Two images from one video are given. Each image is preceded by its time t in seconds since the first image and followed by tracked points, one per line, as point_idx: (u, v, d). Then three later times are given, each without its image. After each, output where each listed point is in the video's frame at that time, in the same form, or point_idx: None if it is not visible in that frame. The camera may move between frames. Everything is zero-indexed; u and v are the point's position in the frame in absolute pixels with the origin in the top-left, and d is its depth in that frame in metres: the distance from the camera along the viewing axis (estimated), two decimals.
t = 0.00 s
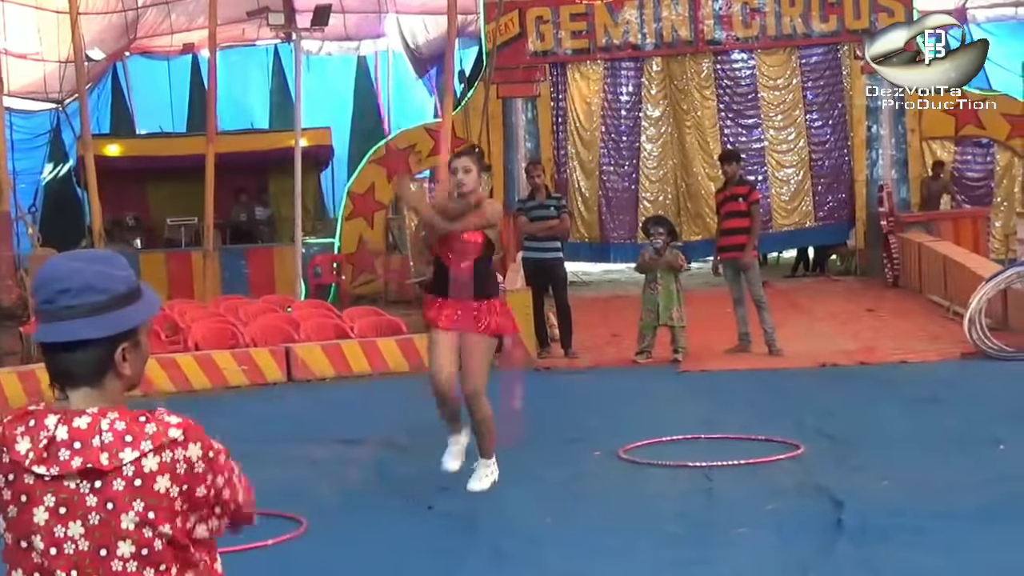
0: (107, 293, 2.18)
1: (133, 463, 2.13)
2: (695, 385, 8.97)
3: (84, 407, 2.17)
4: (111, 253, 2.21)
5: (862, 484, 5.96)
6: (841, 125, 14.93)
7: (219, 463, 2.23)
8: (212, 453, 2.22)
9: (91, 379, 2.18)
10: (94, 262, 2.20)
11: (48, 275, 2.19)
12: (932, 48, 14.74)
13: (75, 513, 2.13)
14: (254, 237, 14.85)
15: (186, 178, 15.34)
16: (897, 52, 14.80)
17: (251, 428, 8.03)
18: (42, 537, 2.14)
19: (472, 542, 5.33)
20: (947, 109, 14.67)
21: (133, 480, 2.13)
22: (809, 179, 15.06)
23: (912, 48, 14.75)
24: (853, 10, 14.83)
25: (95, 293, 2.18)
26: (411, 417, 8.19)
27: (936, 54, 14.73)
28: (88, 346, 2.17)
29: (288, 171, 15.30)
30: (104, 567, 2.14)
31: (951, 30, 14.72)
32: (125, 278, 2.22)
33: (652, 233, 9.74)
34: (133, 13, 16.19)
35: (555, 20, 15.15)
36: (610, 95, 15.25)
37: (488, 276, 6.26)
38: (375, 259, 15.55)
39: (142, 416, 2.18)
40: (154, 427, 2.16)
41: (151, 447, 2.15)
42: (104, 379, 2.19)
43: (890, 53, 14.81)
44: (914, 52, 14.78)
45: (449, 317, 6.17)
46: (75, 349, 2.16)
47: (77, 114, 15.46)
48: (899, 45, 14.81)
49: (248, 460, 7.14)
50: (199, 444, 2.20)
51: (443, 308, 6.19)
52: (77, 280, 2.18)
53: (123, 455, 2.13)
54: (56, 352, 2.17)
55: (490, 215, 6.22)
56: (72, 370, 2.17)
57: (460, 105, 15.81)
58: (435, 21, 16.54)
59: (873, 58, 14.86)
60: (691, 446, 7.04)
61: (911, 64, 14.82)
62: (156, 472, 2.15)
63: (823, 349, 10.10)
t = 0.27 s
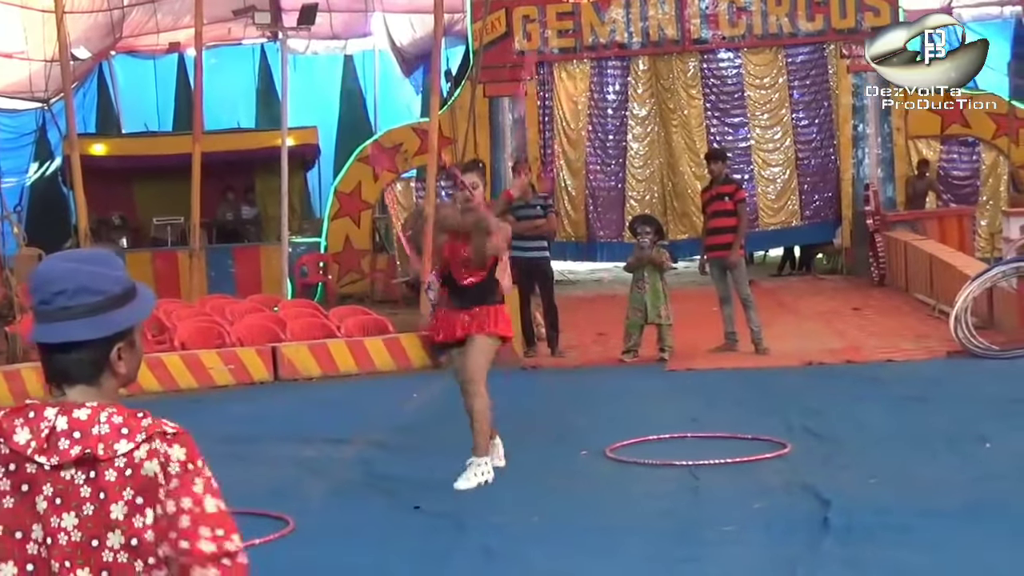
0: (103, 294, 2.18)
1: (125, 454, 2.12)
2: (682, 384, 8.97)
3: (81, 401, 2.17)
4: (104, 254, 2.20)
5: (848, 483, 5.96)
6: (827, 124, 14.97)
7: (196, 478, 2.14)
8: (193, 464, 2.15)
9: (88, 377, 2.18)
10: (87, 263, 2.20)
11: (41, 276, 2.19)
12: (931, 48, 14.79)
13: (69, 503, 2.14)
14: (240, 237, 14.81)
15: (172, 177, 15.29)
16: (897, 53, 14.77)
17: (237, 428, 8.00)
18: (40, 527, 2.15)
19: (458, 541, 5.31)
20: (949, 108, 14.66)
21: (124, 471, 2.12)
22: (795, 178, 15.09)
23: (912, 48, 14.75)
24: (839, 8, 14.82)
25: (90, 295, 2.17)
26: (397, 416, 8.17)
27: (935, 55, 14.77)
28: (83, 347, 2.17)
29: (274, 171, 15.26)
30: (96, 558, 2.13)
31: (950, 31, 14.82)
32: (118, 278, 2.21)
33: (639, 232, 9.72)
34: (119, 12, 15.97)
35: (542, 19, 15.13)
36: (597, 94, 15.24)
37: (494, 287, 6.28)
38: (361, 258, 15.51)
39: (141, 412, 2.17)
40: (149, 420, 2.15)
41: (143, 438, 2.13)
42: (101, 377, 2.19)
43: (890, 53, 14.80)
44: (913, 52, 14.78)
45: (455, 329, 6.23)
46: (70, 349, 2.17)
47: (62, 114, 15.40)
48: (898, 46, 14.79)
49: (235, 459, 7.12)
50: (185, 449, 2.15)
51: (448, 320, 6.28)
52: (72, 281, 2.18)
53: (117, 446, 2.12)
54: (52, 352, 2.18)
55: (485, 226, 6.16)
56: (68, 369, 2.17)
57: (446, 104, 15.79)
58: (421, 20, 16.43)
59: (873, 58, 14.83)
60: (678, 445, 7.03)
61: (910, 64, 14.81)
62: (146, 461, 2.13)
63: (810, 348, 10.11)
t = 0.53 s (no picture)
0: (89, 288, 2.18)
1: (108, 463, 2.10)
2: (665, 383, 8.96)
3: (63, 403, 2.15)
4: (94, 250, 2.20)
5: (831, 482, 5.95)
6: (810, 124, 15.01)
7: (182, 496, 2.16)
8: (179, 480, 2.16)
9: (71, 374, 2.16)
10: (75, 259, 2.19)
11: (28, 268, 2.18)
12: (932, 49, 15.16)
13: (52, 508, 2.11)
14: (223, 235, 14.75)
15: (155, 175, 15.22)
16: (898, 53, 14.85)
17: (218, 427, 7.95)
18: (24, 533, 2.13)
19: (441, 541, 5.29)
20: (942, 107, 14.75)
21: (107, 480, 2.10)
22: (778, 177, 15.12)
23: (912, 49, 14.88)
24: (823, 8, 14.81)
25: (76, 288, 2.17)
26: (380, 415, 8.14)
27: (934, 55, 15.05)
28: (67, 340, 2.16)
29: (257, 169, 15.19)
30: (79, 563, 2.11)
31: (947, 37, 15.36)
32: (105, 275, 2.21)
33: (622, 231, 9.70)
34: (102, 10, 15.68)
35: (526, 18, 15.02)
36: (580, 93, 15.23)
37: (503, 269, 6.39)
38: (343, 257, 15.47)
39: (123, 420, 2.15)
40: (131, 429, 2.13)
41: (125, 447, 2.12)
42: (84, 375, 2.17)
43: (891, 53, 14.83)
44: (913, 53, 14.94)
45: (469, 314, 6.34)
46: (54, 342, 2.15)
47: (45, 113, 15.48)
48: (898, 46, 14.87)
49: (217, 458, 7.08)
50: (170, 464, 2.15)
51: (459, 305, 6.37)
52: (59, 276, 2.17)
53: (99, 454, 2.10)
54: (37, 345, 2.16)
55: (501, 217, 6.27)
56: (51, 364, 2.16)
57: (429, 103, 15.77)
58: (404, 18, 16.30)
59: (873, 59, 14.80)
60: (661, 444, 7.02)
61: (910, 64, 14.89)
62: (131, 474, 2.11)
63: (792, 347, 10.11)
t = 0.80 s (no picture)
0: (58, 288, 2.25)
1: (80, 466, 2.19)
2: (645, 383, 8.96)
3: (34, 406, 2.23)
4: (64, 252, 2.27)
5: (811, 482, 5.96)
6: (790, 125, 15.03)
7: (162, 489, 2.25)
8: (157, 476, 2.25)
9: (40, 375, 2.24)
10: (46, 260, 2.26)
11: None
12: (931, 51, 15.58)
13: (25, 511, 2.20)
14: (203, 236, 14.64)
15: (134, 175, 15.13)
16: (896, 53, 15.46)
17: (197, 427, 7.90)
18: None
19: (419, 541, 5.27)
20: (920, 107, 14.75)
21: (80, 482, 2.18)
22: (758, 178, 15.12)
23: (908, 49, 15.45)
24: (802, 9, 14.89)
25: (46, 288, 2.24)
26: (360, 416, 8.10)
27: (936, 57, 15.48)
28: (38, 340, 2.23)
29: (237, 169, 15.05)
30: (53, 565, 2.21)
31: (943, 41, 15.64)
32: (74, 275, 2.28)
33: (603, 231, 9.69)
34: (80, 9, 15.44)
35: (506, 18, 15.11)
36: (561, 93, 15.19)
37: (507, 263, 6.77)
38: (323, 257, 15.40)
39: (93, 420, 2.23)
40: (102, 431, 2.21)
41: (97, 449, 2.20)
42: (53, 376, 2.25)
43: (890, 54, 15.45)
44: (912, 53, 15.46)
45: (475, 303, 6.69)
46: (24, 343, 2.22)
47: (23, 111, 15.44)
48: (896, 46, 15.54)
49: (196, 459, 7.04)
50: (146, 463, 2.24)
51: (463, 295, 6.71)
52: (28, 275, 2.24)
53: (71, 457, 2.18)
54: (6, 345, 2.22)
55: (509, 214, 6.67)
56: (22, 366, 2.23)
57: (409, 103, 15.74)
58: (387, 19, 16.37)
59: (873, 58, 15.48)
60: (641, 445, 7.01)
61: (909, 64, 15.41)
62: (104, 477, 2.20)
63: (772, 348, 10.13)
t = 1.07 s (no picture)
0: (39, 288, 2.26)
1: (56, 468, 2.23)
2: (629, 384, 8.96)
3: (11, 407, 2.26)
4: (42, 252, 2.29)
5: (794, 483, 5.96)
6: (772, 126, 15.06)
7: (137, 494, 2.28)
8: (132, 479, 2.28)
9: (20, 376, 2.26)
10: (24, 260, 2.27)
11: None
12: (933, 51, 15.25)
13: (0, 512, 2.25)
14: (186, 237, 14.62)
15: (116, 176, 15.07)
16: (897, 52, 15.41)
17: (180, 429, 7.87)
18: None
19: (402, 542, 5.25)
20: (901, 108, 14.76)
21: (56, 484, 2.23)
22: (741, 178, 15.17)
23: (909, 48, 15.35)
24: (785, 11, 14.91)
25: (26, 289, 2.25)
26: (342, 417, 8.07)
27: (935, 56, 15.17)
28: (21, 341, 2.24)
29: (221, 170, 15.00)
30: (29, 565, 2.27)
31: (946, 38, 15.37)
32: (52, 276, 2.29)
33: (586, 232, 9.66)
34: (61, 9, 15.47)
35: (489, 19, 15.11)
36: (543, 93, 15.20)
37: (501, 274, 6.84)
38: (306, 257, 15.36)
39: (70, 422, 2.27)
40: (79, 432, 2.25)
41: (73, 450, 2.24)
42: (33, 378, 2.27)
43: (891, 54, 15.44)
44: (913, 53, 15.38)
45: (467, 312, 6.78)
46: (5, 344, 2.23)
47: (5, 111, 15.36)
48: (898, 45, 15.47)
49: (179, 460, 7.00)
50: (121, 464, 2.27)
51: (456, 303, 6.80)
52: (7, 277, 2.25)
53: (47, 459, 2.22)
54: None
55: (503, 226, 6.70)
56: None
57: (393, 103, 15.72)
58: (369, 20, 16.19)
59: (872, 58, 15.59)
60: (625, 446, 7.01)
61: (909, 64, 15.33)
62: (79, 478, 2.24)
63: (756, 349, 10.14)
